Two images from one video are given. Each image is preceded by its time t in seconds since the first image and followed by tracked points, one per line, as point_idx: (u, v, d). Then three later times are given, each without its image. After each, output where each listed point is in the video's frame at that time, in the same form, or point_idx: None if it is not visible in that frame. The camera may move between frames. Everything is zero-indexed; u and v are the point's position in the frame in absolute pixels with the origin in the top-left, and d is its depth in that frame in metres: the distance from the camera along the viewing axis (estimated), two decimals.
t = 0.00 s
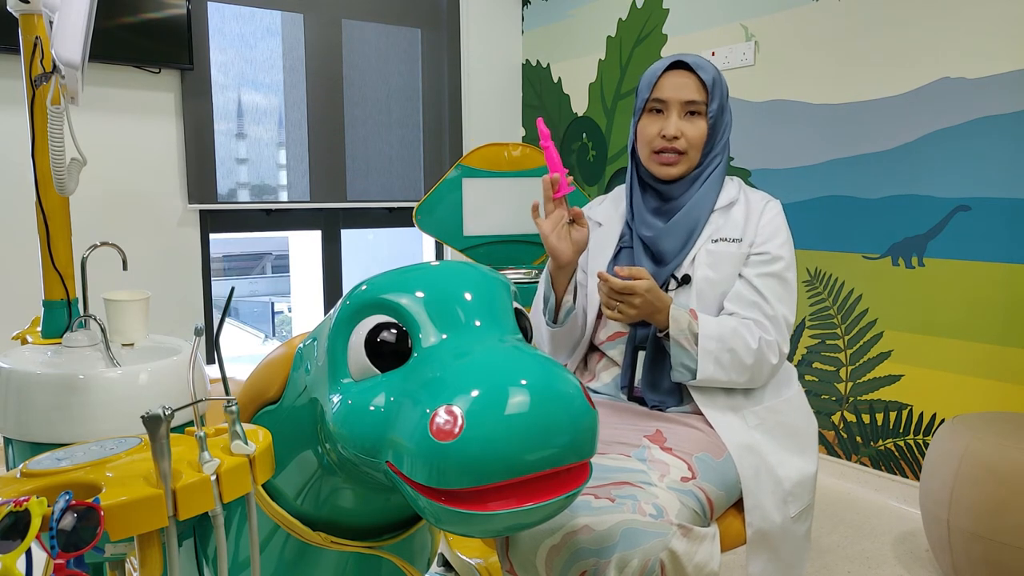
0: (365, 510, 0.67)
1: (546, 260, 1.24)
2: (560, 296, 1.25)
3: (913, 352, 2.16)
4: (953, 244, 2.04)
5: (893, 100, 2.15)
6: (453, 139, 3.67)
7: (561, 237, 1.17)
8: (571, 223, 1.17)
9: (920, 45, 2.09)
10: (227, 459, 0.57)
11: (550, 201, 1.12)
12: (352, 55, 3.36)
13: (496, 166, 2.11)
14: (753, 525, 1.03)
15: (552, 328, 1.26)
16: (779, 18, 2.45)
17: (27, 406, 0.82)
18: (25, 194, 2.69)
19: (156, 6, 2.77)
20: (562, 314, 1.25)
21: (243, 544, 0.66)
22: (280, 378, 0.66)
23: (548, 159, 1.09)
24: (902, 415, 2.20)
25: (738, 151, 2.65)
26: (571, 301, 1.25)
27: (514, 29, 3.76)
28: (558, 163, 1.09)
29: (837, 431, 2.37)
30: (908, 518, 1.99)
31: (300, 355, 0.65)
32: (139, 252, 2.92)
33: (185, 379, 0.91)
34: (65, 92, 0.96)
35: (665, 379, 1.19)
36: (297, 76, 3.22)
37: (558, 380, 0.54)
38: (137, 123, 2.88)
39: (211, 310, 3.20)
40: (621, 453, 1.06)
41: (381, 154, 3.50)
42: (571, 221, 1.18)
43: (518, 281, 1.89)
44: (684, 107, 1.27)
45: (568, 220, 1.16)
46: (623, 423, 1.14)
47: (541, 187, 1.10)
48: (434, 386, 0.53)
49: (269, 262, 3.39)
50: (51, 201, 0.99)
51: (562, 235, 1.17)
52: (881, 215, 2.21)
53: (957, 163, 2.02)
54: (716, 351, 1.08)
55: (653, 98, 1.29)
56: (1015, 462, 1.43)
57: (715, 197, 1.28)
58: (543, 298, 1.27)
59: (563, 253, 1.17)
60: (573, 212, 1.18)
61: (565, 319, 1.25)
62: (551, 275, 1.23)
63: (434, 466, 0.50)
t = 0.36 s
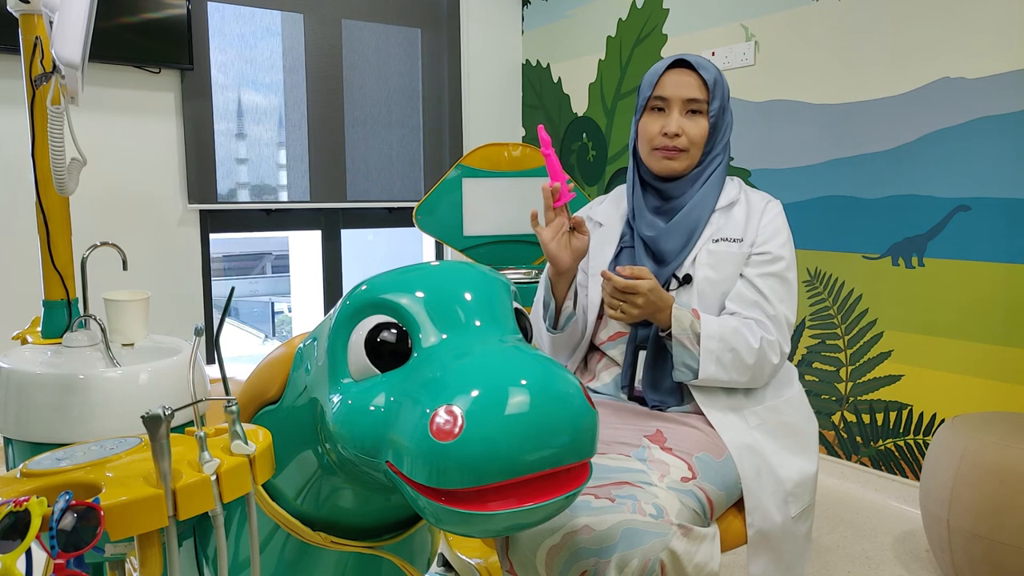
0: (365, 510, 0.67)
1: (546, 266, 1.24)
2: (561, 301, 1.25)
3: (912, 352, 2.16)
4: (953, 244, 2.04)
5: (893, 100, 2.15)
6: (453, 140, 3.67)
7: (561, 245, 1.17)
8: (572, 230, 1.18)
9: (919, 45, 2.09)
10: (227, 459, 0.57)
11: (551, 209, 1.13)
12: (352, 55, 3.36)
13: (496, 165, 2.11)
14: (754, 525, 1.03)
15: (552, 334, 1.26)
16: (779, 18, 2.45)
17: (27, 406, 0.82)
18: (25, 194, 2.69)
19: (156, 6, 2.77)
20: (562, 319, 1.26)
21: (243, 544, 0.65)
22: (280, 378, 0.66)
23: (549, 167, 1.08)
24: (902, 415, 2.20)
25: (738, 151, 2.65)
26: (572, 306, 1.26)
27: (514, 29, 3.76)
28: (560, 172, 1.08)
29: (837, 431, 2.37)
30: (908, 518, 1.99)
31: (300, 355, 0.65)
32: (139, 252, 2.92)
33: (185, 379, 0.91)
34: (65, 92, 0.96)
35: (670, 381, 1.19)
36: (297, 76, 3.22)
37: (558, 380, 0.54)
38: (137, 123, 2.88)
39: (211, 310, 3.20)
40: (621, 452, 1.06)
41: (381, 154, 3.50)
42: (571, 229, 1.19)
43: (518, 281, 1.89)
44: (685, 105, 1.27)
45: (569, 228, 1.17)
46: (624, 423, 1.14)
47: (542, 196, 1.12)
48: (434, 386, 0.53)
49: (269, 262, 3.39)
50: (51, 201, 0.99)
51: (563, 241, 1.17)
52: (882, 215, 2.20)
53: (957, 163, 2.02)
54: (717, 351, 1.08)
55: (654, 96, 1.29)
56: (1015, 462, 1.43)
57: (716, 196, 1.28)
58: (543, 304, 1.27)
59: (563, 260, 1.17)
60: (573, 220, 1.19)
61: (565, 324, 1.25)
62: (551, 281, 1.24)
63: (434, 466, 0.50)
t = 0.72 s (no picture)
0: (365, 510, 0.67)
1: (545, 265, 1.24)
2: (560, 302, 1.25)
3: (912, 352, 2.16)
4: (953, 244, 2.04)
5: (893, 100, 2.15)
6: (453, 140, 3.67)
7: (560, 246, 1.16)
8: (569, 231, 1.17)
9: (919, 45, 2.09)
10: (227, 459, 0.57)
11: (549, 211, 1.11)
12: (352, 55, 3.36)
13: (496, 165, 2.11)
14: (754, 525, 1.03)
15: (552, 335, 1.27)
16: (779, 18, 2.45)
17: (27, 406, 0.82)
18: (26, 194, 2.69)
19: (156, 6, 2.77)
20: (561, 320, 1.26)
21: (243, 544, 0.65)
22: (279, 378, 0.66)
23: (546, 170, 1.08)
24: (902, 415, 2.20)
25: (738, 151, 2.65)
26: (570, 306, 1.26)
27: (514, 29, 3.76)
28: (557, 174, 1.07)
29: (837, 431, 2.37)
30: (908, 518, 1.99)
31: (300, 355, 0.65)
32: (139, 252, 2.92)
33: (185, 379, 0.91)
34: (65, 92, 0.96)
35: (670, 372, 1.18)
36: (297, 76, 3.22)
37: (558, 380, 0.54)
38: (137, 123, 2.88)
39: (211, 310, 3.20)
40: (621, 452, 1.06)
41: (381, 154, 3.50)
42: (569, 229, 1.18)
43: (518, 281, 1.89)
44: (686, 102, 1.27)
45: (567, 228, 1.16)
46: (624, 423, 1.14)
47: (539, 199, 1.10)
48: (434, 386, 0.53)
49: (269, 262, 3.39)
50: (51, 201, 0.99)
51: (561, 243, 1.17)
52: (882, 215, 2.20)
53: (957, 163, 2.02)
54: (717, 347, 1.08)
55: (656, 92, 1.29)
56: (1015, 462, 1.43)
57: (715, 196, 1.28)
58: (542, 305, 1.27)
59: (562, 260, 1.17)
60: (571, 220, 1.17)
61: (564, 324, 1.25)
62: (550, 282, 1.24)
63: (434, 466, 0.50)
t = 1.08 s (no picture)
0: (365, 510, 0.67)
1: (551, 271, 1.26)
2: (564, 308, 1.27)
3: (912, 352, 2.16)
4: (953, 244, 2.04)
5: (893, 100, 2.15)
6: (453, 140, 3.67)
7: (566, 255, 1.18)
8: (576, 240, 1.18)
9: (919, 45, 2.09)
10: (227, 459, 0.57)
11: (554, 221, 1.12)
12: (352, 55, 3.36)
13: (496, 165, 2.11)
14: (754, 525, 1.03)
15: (556, 341, 1.28)
16: (779, 18, 2.45)
17: (27, 406, 0.82)
18: (25, 195, 2.69)
19: (156, 6, 2.77)
20: (565, 325, 1.27)
21: (243, 544, 0.65)
22: (279, 378, 0.66)
23: (550, 180, 1.08)
24: (902, 415, 2.20)
25: (737, 151, 2.65)
26: (574, 312, 1.27)
27: (514, 29, 3.76)
28: (561, 185, 1.07)
29: (837, 431, 2.37)
30: (908, 518, 1.99)
31: (300, 355, 0.65)
32: (139, 252, 2.92)
33: (185, 379, 0.91)
34: (65, 92, 0.96)
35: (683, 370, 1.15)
36: (297, 76, 3.22)
37: (558, 380, 0.54)
38: (137, 123, 2.88)
39: (211, 310, 3.20)
40: (621, 452, 1.06)
41: (381, 154, 3.49)
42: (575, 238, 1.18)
43: (518, 281, 1.89)
44: (681, 101, 1.27)
45: (573, 237, 1.17)
46: (624, 423, 1.14)
47: (544, 209, 1.12)
48: (434, 386, 0.53)
49: (269, 262, 3.39)
50: (51, 201, 0.99)
51: (567, 252, 1.18)
52: (882, 215, 2.20)
53: (957, 163, 2.02)
54: (729, 334, 1.08)
55: (650, 93, 1.29)
56: (1015, 462, 1.43)
57: (714, 197, 1.27)
58: (546, 310, 1.28)
59: (568, 269, 1.19)
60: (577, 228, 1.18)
61: (568, 330, 1.26)
62: (555, 287, 1.25)
63: (434, 466, 0.50)
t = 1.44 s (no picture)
0: (365, 510, 0.67)
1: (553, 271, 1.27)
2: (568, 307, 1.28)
3: (912, 352, 2.16)
4: (953, 244, 2.04)
5: (893, 100, 2.15)
6: (453, 140, 3.67)
7: (570, 255, 1.18)
8: (580, 239, 1.19)
9: (919, 45, 2.09)
10: (227, 458, 0.57)
11: (560, 221, 1.14)
12: (352, 56, 3.36)
13: (496, 165, 2.11)
14: (754, 525, 1.03)
15: (557, 341, 1.28)
16: (779, 18, 2.45)
17: (27, 406, 0.82)
18: (26, 195, 2.69)
19: (156, 6, 2.77)
20: (567, 325, 1.28)
21: (243, 544, 0.65)
22: (280, 378, 0.66)
23: (557, 179, 1.08)
24: (902, 415, 2.20)
25: (738, 151, 2.65)
26: (577, 311, 1.28)
27: (514, 29, 3.76)
28: (566, 184, 1.09)
29: (837, 431, 2.37)
30: (908, 518, 1.99)
31: (300, 355, 0.65)
32: (139, 252, 2.92)
33: (185, 379, 0.91)
34: (65, 92, 0.96)
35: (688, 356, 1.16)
36: (297, 76, 3.22)
37: (558, 380, 0.54)
38: (137, 123, 2.88)
39: (211, 310, 3.20)
40: (621, 452, 1.06)
41: (381, 154, 3.49)
42: (580, 239, 1.19)
43: (518, 281, 1.89)
44: (673, 106, 1.27)
45: (578, 236, 1.18)
46: (624, 423, 1.14)
47: (549, 208, 1.13)
48: (434, 386, 0.53)
49: (269, 262, 3.38)
50: (51, 201, 0.99)
51: (572, 252, 1.18)
52: (882, 215, 2.20)
53: (957, 163, 2.03)
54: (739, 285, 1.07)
55: (642, 101, 1.30)
56: (1015, 462, 1.43)
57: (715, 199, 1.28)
58: (549, 310, 1.28)
59: (572, 267, 1.19)
60: (582, 229, 1.19)
61: (569, 330, 1.27)
62: (558, 287, 1.26)
63: (434, 466, 0.50)
